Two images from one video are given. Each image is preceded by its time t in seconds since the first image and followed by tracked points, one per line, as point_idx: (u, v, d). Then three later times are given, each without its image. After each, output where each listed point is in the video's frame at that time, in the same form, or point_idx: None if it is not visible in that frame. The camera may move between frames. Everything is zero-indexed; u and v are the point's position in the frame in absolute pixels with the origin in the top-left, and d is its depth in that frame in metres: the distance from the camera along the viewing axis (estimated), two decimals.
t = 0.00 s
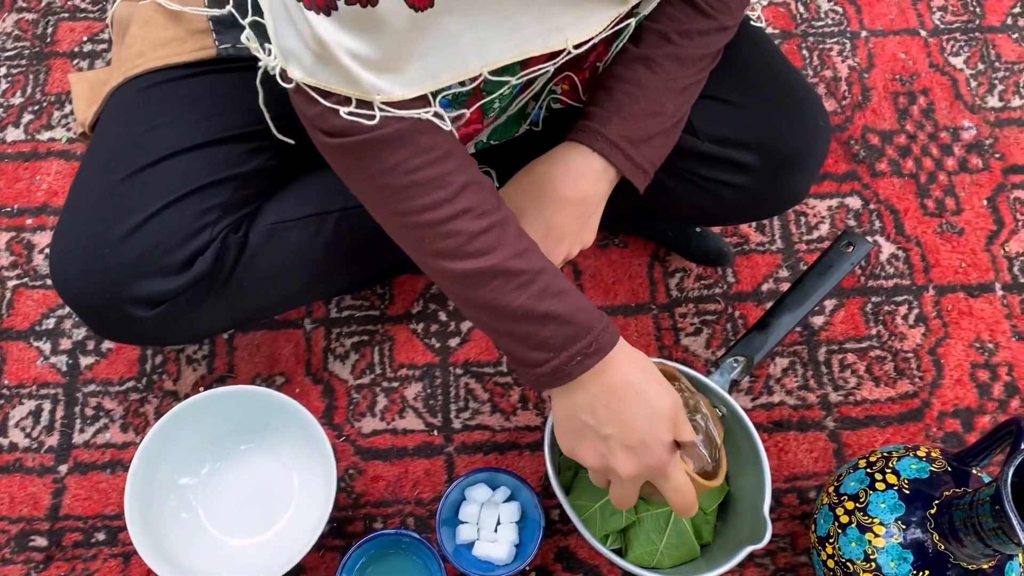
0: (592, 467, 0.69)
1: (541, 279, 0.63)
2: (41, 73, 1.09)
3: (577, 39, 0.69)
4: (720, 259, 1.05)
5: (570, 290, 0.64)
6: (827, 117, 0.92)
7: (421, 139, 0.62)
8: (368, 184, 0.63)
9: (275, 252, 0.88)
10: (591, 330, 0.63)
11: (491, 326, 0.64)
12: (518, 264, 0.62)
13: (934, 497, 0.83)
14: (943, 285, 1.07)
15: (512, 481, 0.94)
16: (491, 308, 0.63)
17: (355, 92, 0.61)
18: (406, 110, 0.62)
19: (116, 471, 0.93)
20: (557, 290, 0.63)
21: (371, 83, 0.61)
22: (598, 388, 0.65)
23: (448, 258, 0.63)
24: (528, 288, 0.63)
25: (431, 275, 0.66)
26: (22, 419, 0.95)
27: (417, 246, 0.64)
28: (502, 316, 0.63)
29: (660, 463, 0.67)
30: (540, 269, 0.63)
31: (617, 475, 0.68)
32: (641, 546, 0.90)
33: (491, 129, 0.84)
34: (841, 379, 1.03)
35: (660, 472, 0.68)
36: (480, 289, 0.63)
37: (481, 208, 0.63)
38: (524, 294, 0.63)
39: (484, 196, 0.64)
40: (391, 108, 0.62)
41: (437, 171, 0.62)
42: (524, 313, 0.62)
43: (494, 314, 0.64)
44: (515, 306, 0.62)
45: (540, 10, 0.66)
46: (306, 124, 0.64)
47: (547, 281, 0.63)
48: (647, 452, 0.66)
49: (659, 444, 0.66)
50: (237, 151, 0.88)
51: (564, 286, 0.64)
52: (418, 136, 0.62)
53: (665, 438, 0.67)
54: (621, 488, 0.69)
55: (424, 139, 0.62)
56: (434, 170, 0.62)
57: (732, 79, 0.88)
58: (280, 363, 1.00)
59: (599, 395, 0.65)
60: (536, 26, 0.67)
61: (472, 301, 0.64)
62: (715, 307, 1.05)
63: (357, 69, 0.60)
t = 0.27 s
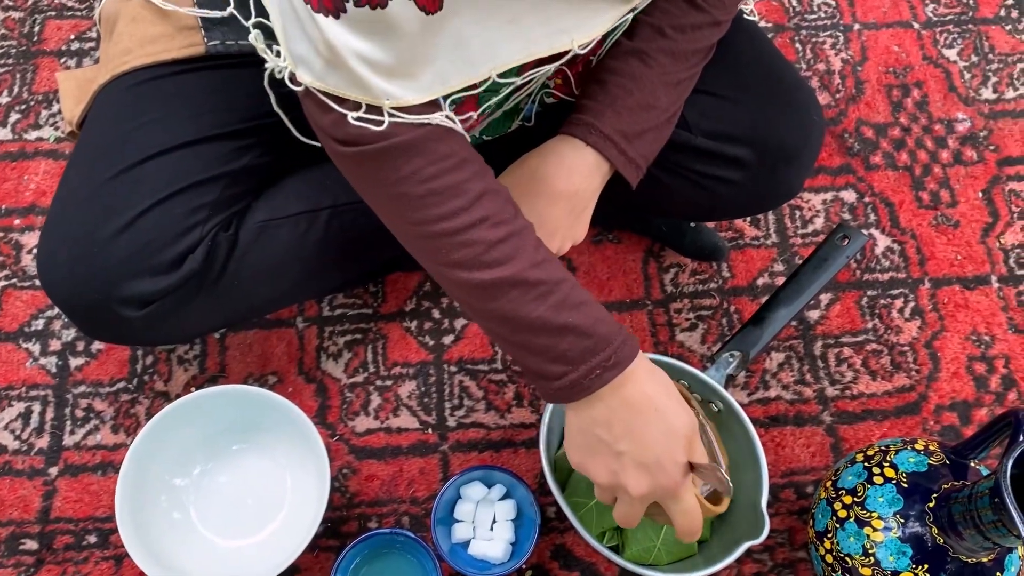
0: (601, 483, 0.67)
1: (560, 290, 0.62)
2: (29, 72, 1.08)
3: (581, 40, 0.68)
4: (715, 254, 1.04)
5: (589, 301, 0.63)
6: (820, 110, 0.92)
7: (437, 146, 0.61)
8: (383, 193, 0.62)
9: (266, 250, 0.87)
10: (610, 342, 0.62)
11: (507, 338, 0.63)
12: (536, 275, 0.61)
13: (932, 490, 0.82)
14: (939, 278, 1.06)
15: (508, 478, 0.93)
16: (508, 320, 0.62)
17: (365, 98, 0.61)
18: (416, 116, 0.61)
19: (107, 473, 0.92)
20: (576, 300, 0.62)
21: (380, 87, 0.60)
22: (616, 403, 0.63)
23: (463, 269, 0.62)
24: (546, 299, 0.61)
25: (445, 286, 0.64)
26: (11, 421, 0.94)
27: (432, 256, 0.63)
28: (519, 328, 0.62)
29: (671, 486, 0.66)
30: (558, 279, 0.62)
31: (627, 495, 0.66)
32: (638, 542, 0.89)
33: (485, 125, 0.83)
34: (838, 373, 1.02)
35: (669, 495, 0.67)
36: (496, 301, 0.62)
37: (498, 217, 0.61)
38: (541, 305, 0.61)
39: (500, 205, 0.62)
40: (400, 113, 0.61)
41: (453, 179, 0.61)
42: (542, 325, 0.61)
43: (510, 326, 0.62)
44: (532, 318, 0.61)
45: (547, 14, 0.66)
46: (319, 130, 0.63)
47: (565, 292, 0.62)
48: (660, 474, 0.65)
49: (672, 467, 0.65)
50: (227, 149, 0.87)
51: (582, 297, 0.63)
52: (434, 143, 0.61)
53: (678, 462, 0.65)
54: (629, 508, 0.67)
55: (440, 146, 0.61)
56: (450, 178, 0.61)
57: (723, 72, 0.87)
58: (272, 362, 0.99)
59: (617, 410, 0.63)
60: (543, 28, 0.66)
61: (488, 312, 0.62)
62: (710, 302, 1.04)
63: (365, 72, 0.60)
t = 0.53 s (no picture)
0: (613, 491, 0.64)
1: (581, 289, 0.59)
2: (12, 60, 1.06)
3: (585, 24, 0.66)
4: (711, 239, 1.03)
5: (612, 301, 0.60)
6: (817, 91, 0.90)
7: (453, 139, 0.58)
8: (397, 188, 0.59)
9: (254, 238, 0.85)
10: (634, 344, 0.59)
11: (525, 339, 0.60)
12: (556, 274, 0.58)
13: (935, 476, 0.80)
14: (938, 263, 1.05)
15: (503, 468, 0.91)
16: (527, 320, 0.59)
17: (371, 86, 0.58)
18: (425, 106, 0.59)
19: (94, 467, 0.91)
20: (598, 300, 0.59)
21: (388, 74, 0.58)
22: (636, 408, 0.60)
23: (479, 266, 0.59)
24: (568, 298, 0.58)
25: (461, 284, 0.62)
26: None
27: (447, 253, 0.60)
28: (538, 329, 0.59)
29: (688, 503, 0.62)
30: (580, 278, 0.59)
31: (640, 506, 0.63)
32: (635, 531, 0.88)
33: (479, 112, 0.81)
34: (837, 360, 1.01)
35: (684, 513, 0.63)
36: (514, 300, 0.59)
37: (517, 213, 0.59)
38: (562, 304, 0.58)
39: (519, 201, 0.59)
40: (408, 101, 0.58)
41: (470, 174, 0.58)
42: (562, 327, 0.58)
43: (528, 327, 0.59)
44: (553, 319, 0.58)
45: None
46: (330, 123, 0.61)
47: (588, 291, 0.59)
48: (678, 487, 0.61)
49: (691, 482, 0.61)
50: (215, 134, 0.85)
51: (605, 296, 0.60)
52: (450, 136, 0.58)
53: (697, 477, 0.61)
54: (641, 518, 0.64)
55: (456, 138, 0.58)
56: (467, 172, 0.58)
57: (718, 54, 0.85)
58: (262, 353, 0.97)
59: (638, 415, 0.60)
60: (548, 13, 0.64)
61: (505, 312, 0.60)
62: (707, 289, 1.03)
63: (373, 60, 0.57)
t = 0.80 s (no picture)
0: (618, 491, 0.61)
1: (584, 279, 0.55)
2: None
3: None
4: (704, 224, 1.01)
5: (617, 291, 0.57)
6: (810, 69, 0.88)
7: (448, 123, 0.54)
8: (393, 173, 0.55)
9: (234, 222, 0.82)
10: (639, 336, 0.56)
11: (526, 332, 0.57)
12: (559, 263, 0.55)
13: (933, 461, 0.78)
14: (935, 247, 1.03)
15: (491, 457, 0.89)
16: (529, 312, 0.56)
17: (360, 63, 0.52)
18: (416, 85, 0.54)
19: (71, 459, 0.89)
20: (602, 290, 0.56)
21: (379, 52, 0.52)
22: (643, 404, 0.58)
23: (477, 256, 0.55)
24: (572, 288, 0.55)
25: (456, 273, 0.58)
26: None
27: (445, 243, 0.56)
28: (540, 322, 0.56)
29: (697, 501, 0.60)
30: (583, 267, 0.56)
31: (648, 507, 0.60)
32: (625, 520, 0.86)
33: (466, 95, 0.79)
34: (832, 345, 0.99)
35: (694, 513, 0.61)
36: (514, 292, 0.55)
37: (518, 200, 0.55)
38: (565, 295, 0.55)
39: (518, 188, 0.56)
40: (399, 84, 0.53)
41: (469, 160, 0.54)
42: (566, 319, 0.55)
43: (529, 319, 0.56)
44: (555, 310, 0.55)
45: None
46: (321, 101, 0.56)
47: (591, 281, 0.56)
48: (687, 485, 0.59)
49: (699, 480, 0.59)
50: (193, 116, 0.82)
51: (610, 286, 0.57)
52: (448, 119, 0.54)
53: (705, 475, 0.59)
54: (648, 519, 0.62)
55: (454, 122, 0.54)
56: (466, 158, 0.54)
57: (710, 31, 0.83)
58: (244, 342, 0.95)
59: (646, 410, 0.58)
60: None
61: (506, 304, 0.56)
62: (700, 274, 1.01)
63: (363, 35, 0.52)
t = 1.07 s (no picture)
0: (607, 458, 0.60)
1: (553, 244, 0.55)
2: None
3: None
4: (689, 214, 1.00)
5: (582, 256, 0.57)
6: (797, 57, 0.86)
7: (406, 98, 0.53)
8: (351, 152, 0.54)
9: (213, 214, 0.81)
10: (610, 298, 0.56)
11: (497, 303, 0.56)
12: (526, 231, 0.54)
13: (920, 451, 0.77)
14: (923, 237, 1.02)
15: (476, 451, 0.88)
16: (500, 282, 0.55)
17: (315, 41, 0.51)
18: (373, 61, 0.52)
19: (50, 455, 0.89)
20: (570, 254, 0.56)
21: (334, 30, 0.51)
22: (623, 364, 0.57)
23: (444, 231, 0.54)
24: (541, 255, 0.55)
25: (423, 251, 0.57)
26: None
27: (408, 220, 0.55)
28: (514, 291, 0.55)
29: (687, 453, 0.60)
30: (550, 233, 0.55)
31: (639, 468, 0.60)
32: (612, 514, 0.84)
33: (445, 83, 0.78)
34: (820, 336, 0.98)
35: (685, 465, 0.61)
36: (484, 263, 0.55)
37: (482, 170, 0.54)
38: (535, 262, 0.55)
39: (479, 158, 0.55)
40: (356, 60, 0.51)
41: (430, 134, 0.53)
42: (539, 285, 0.55)
43: (501, 290, 0.55)
44: (527, 278, 0.55)
45: None
46: (272, 82, 0.54)
47: (558, 246, 0.56)
48: (676, 439, 0.59)
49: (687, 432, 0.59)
50: (170, 106, 0.81)
51: (576, 251, 0.56)
52: (405, 94, 0.53)
53: (691, 425, 0.59)
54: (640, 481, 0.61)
55: (411, 96, 0.53)
56: (426, 132, 0.53)
57: (693, 19, 0.82)
58: (225, 336, 0.95)
59: (626, 369, 0.57)
60: None
61: (475, 276, 0.55)
62: (686, 266, 1.00)
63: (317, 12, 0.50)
